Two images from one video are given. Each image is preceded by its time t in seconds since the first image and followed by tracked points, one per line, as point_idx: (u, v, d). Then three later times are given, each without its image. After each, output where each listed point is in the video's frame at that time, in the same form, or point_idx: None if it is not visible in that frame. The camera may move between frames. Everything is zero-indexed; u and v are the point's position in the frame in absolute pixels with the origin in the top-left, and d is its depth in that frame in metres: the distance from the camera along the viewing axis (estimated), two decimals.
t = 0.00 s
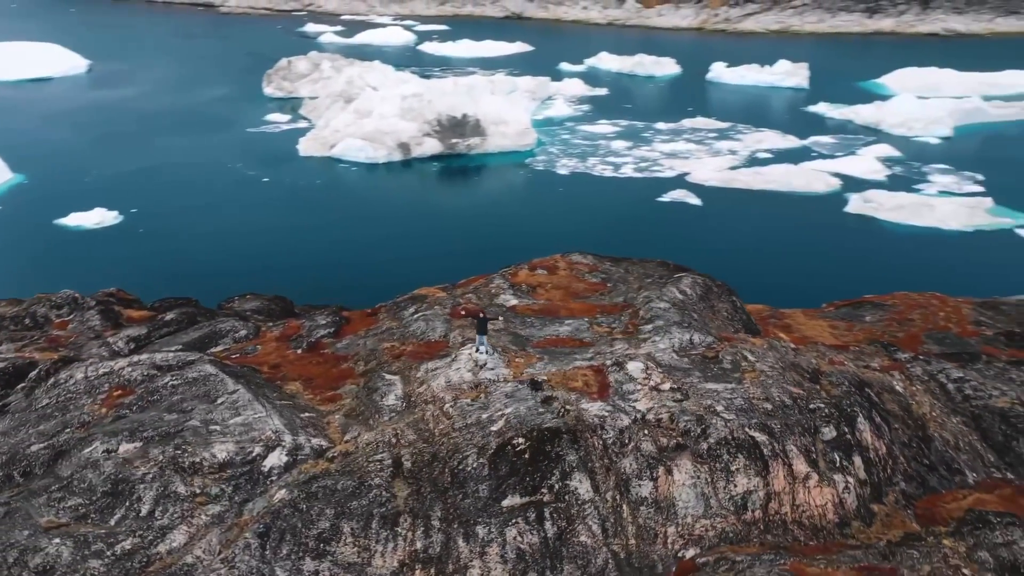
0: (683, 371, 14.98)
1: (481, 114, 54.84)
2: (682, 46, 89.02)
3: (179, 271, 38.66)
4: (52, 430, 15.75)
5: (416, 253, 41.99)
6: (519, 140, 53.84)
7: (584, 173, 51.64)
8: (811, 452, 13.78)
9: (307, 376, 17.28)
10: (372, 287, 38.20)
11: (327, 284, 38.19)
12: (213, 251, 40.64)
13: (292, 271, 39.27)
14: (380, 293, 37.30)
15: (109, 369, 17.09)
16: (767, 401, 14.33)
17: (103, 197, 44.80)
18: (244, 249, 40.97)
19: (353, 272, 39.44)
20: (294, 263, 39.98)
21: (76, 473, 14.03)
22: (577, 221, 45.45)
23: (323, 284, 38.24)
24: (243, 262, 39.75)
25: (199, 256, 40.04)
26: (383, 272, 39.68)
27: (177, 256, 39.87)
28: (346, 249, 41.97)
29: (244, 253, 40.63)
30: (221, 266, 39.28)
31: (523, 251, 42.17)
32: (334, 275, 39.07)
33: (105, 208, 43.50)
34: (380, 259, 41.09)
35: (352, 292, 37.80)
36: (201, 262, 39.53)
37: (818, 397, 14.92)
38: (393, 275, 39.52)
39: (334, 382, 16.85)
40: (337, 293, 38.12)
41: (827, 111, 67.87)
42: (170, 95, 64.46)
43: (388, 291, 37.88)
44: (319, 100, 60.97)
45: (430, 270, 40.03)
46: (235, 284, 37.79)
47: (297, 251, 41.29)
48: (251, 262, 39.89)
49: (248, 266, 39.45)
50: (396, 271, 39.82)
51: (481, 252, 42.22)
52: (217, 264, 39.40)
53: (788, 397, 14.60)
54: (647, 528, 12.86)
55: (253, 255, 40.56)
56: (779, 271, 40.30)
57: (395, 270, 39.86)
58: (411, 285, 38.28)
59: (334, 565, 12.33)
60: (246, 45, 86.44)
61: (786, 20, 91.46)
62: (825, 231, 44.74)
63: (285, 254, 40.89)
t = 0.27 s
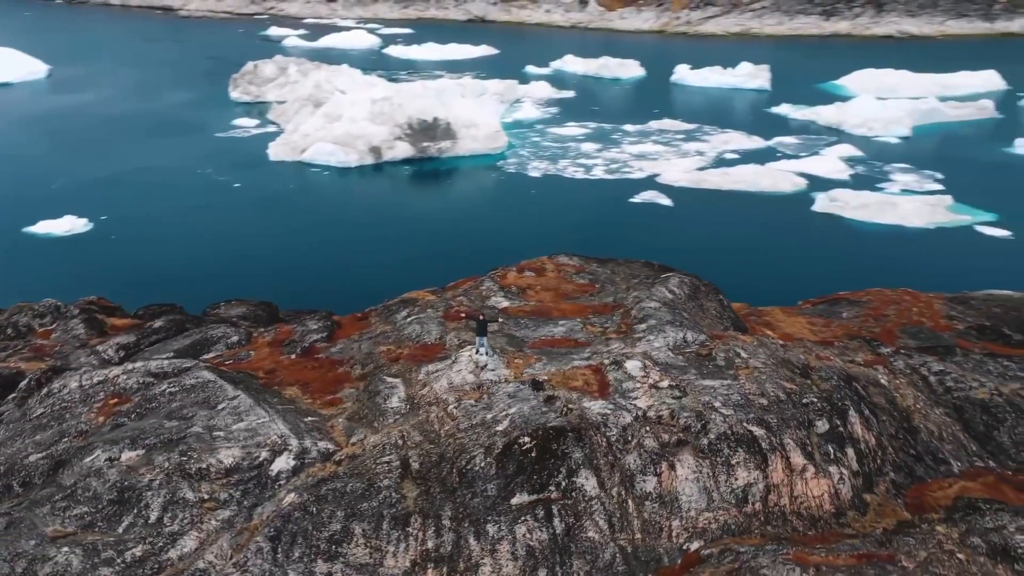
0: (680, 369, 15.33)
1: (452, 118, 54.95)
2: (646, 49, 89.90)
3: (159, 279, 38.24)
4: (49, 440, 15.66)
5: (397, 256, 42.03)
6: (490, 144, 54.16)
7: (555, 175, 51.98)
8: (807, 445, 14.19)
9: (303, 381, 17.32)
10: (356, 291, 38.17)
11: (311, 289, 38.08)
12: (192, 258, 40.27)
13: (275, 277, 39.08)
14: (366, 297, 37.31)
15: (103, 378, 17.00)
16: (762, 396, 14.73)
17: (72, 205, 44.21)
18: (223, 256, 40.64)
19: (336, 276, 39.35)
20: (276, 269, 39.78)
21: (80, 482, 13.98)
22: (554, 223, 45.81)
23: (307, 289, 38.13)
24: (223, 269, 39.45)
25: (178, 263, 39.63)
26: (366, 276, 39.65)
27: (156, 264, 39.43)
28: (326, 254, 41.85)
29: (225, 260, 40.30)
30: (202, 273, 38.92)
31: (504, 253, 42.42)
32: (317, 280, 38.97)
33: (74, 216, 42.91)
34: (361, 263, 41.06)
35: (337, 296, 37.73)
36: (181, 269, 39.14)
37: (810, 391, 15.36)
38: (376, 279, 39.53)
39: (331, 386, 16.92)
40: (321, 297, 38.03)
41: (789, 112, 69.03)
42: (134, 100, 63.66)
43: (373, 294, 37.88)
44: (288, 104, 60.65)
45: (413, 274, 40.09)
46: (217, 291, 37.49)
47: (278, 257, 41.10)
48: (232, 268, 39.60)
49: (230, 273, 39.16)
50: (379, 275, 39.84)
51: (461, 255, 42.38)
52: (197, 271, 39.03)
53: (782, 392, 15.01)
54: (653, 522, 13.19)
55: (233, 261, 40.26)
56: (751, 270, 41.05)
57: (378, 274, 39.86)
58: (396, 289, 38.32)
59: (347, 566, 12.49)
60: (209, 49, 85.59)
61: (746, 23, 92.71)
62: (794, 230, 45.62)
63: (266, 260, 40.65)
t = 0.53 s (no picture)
0: (677, 367, 15.62)
1: (426, 120, 54.95)
2: (614, 51, 90.49)
3: (145, 287, 37.82)
4: (49, 448, 15.58)
5: (383, 259, 42.04)
6: (465, 146, 54.37)
7: (531, 177, 52.19)
8: (803, 439, 14.55)
9: (302, 385, 17.37)
10: (347, 295, 38.14)
11: (297, 294, 37.97)
12: (176, 265, 39.88)
13: (259, 282, 38.89)
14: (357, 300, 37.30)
15: (99, 385, 16.92)
16: (758, 392, 15.07)
17: (45, 211, 43.67)
18: (207, 263, 40.29)
19: (325, 280, 39.26)
20: (263, 275, 39.57)
21: (83, 489, 13.96)
22: (535, 224, 46.06)
23: (297, 293, 38.01)
24: (209, 276, 39.12)
25: (161, 271, 39.22)
26: (354, 280, 39.62)
27: (140, 271, 38.98)
28: (311, 258, 41.70)
29: (206, 265, 40.10)
30: (187, 280, 38.56)
31: (489, 255, 42.61)
32: (306, 285, 38.86)
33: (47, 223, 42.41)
34: (347, 266, 41.00)
35: (328, 300, 37.67)
36: (165, 276, 38.74)
37: (803, 387, 15.72)
38: (365, 282, 39.52)
39: (330, 390, 17.00)
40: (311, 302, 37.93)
41: (757, 113, 69.93)
42: (103, 104, 62.94)
43: (364, 297, 37.90)
44: (260, 108, 60.32)
45: (401, 277, 40.16)
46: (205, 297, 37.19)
47: (263, 262, 40.86)
48: (218, 275, 39.28)
49: (216, 279, 38.85)
50: (367, 278, 39.83)
51: (446, 257, 42.49)
52: (182, 278, 38.65)
53: (776, 389, 15.37)
54: (658, 517, 13.47)
55: (219, 268, 39.95)
56: (729, 269, 41.65)
57: (366, 278, 39.86)
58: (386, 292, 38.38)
59: (358, 567, 12.62)
60: (177, 52, 84.84)
61: (711, 25, 93.62)
62: (769, 229, 46.28)
63: (251, 266, 40.40)
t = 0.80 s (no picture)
0: (674, 365, 15.98)
1: (393, 124, 54.84)
2: (575, 53, 90.99)
3: (127, 298, 37.16)
4: (47, 460, 15.45)
5: (364, 264, 41.98)
6: (433, 150, 54.48)
7: (500, 180, 52.41)
8: (799, 433, 15.00)
9: (298, 392, 17.39)
10: (334, 300, 38.04)
11: (273, 299, 37.77)
12: (151, 274, 39.34)
13: (233, 289, 38.59)
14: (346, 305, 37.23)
15: (94, 395, 16.81)
16: (753, 388, 15.49)
17: (8, 221, 42.85)
18: (182, 271, 39.81)
19: (300, 285, 39.10)
20: (246, 282, 39.20)
21: (88, 499, 13.90)
22: (510, 228, 46.26)
23: (284, 299, 37.78)
24: (190, 285, 38.60)
25: (141, 282, 38.56)
26: (338, 285, 39.51)
27: (115, 281, 38.37)
28: (292, 265, 41.45)
29: (178, 272, 39.68)
30: (164, 289, 38.07)
31: (469, 258, 42.79)
32: (290, 291, 38.64)
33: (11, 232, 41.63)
34: (322, 271, 40.87)
35: (316, 306, 37.52)
36: (145, 287, 38.10)
37: (795, 382, 16.19)
38: (350, 286, 39.46)
39: (328, 395, 17.07)
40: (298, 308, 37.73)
41: (717, 115, 70.98)
42: (61, 110, 61.86)
43: (353, 302, 37.85)
44: (224, 113, 59.75)
45: (385, 281, 40.16)
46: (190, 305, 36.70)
47: (236, 269, 40.55)
48: (199, 284, 38.79)
49: (199, 289, 38.34)
50: (352, 282, 39.74)
51: (427, 260, 42.55)
52: (164, 287, 38.06)
53: (770, 384, 15.81)
54: (666, 512, 13.80)
55: (199, 276, 39.43)
56: (700, 268, 42.31)
57: (351, 283, 39.78)
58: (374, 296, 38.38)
59: (373, 569, 12.77)
60: (133, 56, 83.63)
61: (668, 28, 94.68)
62: (737, 228, 47.09)
63: (232, 274, 39.97)
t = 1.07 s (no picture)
0: (670, 363, 16.27)
1: (363, 127, 54.71)
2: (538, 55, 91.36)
3: (117, 306, 36.63)
4: (45, 470, 15.33)
5: (352, 267, 42.00)
6: (403, 153, 54.41)
7: (472, 182, 52.51)
8: (793, 426, 15.39)
9: (296, 396, 17.43)
10: (329, 302, 38.06)
11: (252, 304, 37.56)
12: (126, 281, 38.90)
13: (210, 294, 38.30)
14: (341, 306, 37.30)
15: (88, 404, 16.68)
16: (748, 383, 15.87)
17: None
18: (157, 277, 39.41)
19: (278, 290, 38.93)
20: (237, 288, 39.00)
21: (92, 508, 13.82)
22: (487, 228, 46.51)
23: (279, 303, 37.69)
24: (180, 292, 38.23)
25: (128, 290, 38.03)
26: (323, 289, 39.45)
27: (88, 288, 37.88)
28: (281, 269, 41.30)
29: (153, 278, 39.28)
30: (140, 296, 37.67)
31: (454, 259, 43.03)
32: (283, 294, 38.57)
33: None
34: (299, 275, 40.71)
35: (312, 308, 37.50)
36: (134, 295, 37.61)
37: (787, 377, 16.59)
38: (342, 289, 39.48)
39: (326, 400, 17.11)
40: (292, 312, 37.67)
41: (682, 115, 71.81)
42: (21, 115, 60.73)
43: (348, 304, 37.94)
44: (189, 117, 59.13)
45: (376, 283, 40.26)
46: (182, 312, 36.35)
47: (211, 274, 40.25)
48: (191, 291, 38.45)
49: (189, 295, 38.01)
50: (344, 284, 39.78)
51: (412, 261, 42.69)
52: (153, 295, 37.61)
53: (763, 379, 16.20)
54: (669, 507, 14.09)
55: (187, 283, 39.05)
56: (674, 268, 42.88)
57: (342, 285, 39.82)
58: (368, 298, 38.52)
59: (384, 570, 12.89)
60: (92, 60, 82.33)
61: (630, 30, 95.48)
62: (710, 228, 47.74)
63: (221, 280, 39.67)
